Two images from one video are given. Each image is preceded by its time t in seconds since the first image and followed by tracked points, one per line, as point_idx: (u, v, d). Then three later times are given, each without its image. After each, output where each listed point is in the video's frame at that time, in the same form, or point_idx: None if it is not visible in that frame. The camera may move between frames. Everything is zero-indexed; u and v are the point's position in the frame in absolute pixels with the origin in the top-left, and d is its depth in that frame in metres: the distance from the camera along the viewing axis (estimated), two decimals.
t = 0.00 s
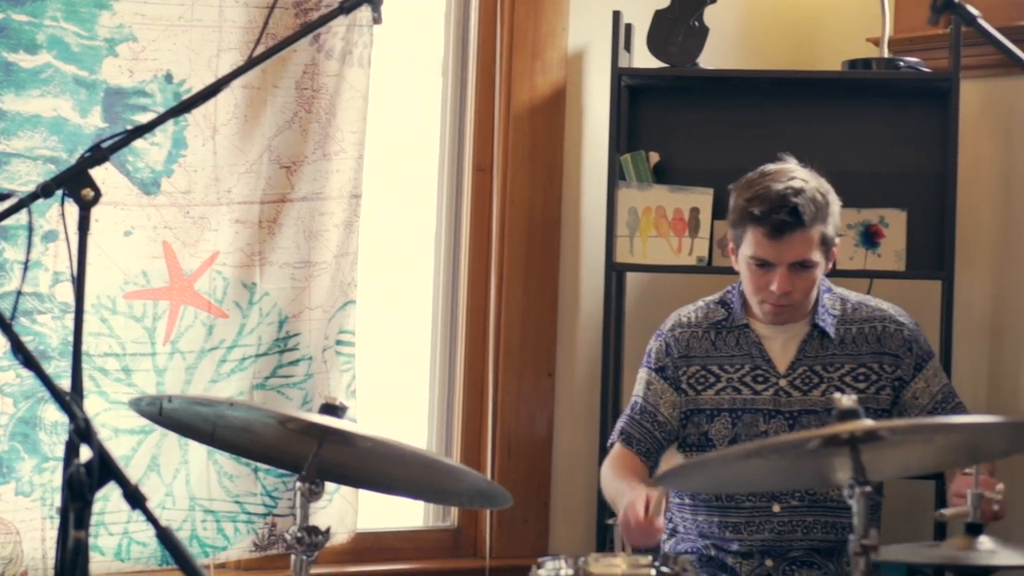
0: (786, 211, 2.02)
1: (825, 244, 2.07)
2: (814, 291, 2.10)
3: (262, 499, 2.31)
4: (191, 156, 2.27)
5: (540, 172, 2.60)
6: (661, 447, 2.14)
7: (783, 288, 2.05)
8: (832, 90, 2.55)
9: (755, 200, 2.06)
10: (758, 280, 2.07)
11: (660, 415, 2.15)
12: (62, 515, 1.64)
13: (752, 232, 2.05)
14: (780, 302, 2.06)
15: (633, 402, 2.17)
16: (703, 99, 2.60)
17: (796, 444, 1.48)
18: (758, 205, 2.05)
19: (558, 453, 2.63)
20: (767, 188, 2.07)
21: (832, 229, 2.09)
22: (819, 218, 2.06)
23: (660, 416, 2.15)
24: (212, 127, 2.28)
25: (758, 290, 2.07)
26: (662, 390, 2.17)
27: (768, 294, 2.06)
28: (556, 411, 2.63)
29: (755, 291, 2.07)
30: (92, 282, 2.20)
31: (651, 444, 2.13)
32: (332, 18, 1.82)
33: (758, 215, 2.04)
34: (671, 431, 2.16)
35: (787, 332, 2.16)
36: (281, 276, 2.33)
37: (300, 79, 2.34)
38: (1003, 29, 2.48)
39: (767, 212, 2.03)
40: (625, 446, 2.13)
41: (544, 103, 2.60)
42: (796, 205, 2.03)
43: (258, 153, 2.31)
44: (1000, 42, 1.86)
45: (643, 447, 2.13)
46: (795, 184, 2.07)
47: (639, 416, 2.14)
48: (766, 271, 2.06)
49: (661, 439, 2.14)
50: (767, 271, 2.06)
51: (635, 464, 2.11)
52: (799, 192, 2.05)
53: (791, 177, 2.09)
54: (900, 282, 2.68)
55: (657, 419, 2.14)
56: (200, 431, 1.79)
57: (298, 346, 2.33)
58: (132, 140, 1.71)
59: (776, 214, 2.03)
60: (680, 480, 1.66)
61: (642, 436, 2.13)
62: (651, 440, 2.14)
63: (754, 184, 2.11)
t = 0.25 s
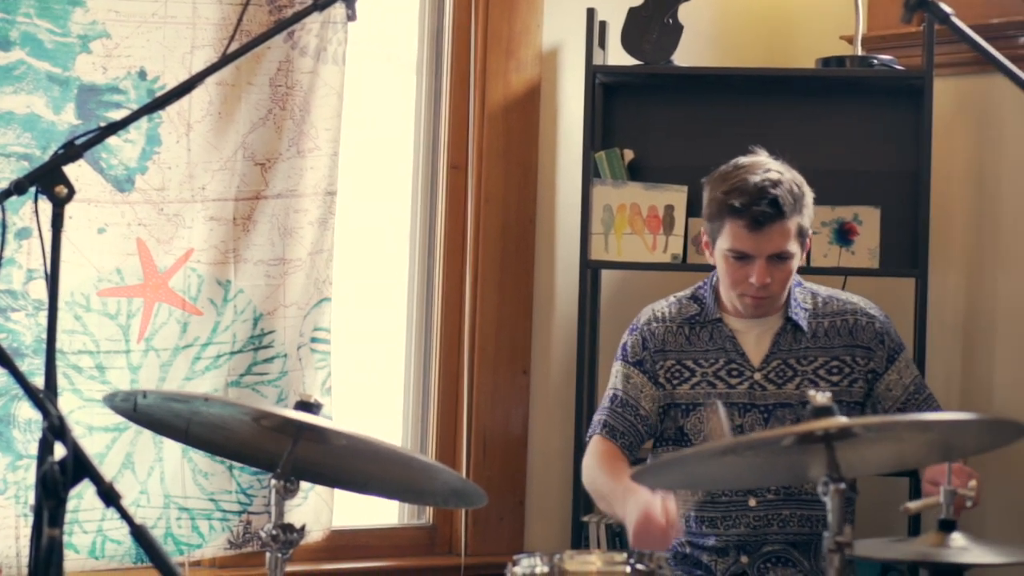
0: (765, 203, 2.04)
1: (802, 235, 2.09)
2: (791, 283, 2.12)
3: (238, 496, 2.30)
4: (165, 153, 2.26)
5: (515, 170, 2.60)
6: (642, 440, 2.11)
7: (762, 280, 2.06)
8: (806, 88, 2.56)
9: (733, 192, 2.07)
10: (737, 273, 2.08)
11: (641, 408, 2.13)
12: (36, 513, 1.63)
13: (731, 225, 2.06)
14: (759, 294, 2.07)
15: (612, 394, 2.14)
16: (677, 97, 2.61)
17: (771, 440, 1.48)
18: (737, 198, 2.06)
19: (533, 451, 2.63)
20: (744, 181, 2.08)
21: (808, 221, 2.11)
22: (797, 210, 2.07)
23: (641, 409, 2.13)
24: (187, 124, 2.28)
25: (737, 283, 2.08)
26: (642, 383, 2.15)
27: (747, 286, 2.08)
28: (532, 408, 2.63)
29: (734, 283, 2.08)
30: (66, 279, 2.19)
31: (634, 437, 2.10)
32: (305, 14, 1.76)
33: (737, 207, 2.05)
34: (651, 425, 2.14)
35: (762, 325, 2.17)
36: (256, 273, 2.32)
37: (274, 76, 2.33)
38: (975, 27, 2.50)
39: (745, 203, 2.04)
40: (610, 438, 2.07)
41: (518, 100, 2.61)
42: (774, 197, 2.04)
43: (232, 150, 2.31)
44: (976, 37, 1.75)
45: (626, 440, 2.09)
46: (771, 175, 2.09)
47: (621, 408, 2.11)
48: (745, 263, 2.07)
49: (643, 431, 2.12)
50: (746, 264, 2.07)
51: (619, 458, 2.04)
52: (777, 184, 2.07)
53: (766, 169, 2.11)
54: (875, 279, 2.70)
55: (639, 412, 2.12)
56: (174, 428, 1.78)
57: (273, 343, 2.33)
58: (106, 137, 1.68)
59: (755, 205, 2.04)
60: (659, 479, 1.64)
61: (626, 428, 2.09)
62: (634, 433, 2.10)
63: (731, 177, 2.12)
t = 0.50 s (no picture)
0: (753, 203, 2.04)
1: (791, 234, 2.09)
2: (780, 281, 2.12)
3: (225, 495, 2.30)
4: (153, 151, 2.26)
5: (503, 168, 2.61)
6: (611, 445, 2.17)
7: (749, 279, 2.07)
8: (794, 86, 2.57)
9: (722, 191, 2.07)
10: (725, 272, 2.09)
11: (611, 413, 2.18)
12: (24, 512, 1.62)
13: (719, 224, 2.06)
14: (747, 293, 2.08)
15: (586, 397, 2.20)
16: (666, 95, 2.62)
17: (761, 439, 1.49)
18: (725, 197, 2.06)
19: (521, 449, 2.63)
20: (733, 180, 2.08)
21: (797, 221, 2.11)
22: (786, 209, 2.08)
23: (610, 414, 2.18)
24: (174, 122, 2.27)
25: (725, 282, 2.09)
26: (616, 388, 2.19)
27: (735, 285, 2.08)
28: (520, 407, 2.64)
29: (722, 282, 2.09)
30: (54, 278, 2.18)
31: (599, 442, 2.17)
32: (293, 11, 1.73)
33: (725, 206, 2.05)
34: (621, 430, 2.18)
35: (753, 324, 2.18)
36: (244, 271, 2.32)
37: (263, 74, 2.33)
38: (963, 26, 2.51)
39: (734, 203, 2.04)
40: (576, 442, 2.16)
41: (506, 99, 2.61)
42: (763, 197, 2.04)
43: (220, 149, 2.31)
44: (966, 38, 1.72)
45: (591, 443, 2.17)
46: (761, 174, 2.09)
47: (589, 413, 2.18)
48: (733, 262, 2.08)
49: (610, 437, 2.17)
50: (734, 262, 2.08)
51: (588, 466, 2.14)
52: (765, 183, 2.06)
53: (756, 168, 2.11)
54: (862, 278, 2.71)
55: (606, 417, 2.18)
56: (162, 427, 1.78)
57: (261, 341, 2.33)
58: (93, 135, 1.67)
59: (743, 204, 2.04)
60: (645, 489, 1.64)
61: (591, 432, 2.17)
62: (600, 438, 2.17)
63: (720, 176, 2.12)
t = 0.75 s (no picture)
0: (731, 201, 2.04)
1: (771, 232, 2.09)
2: (761, 280, 2.12)
3: (211, 492, 2.30)
4: (139, 148, 2.25)
5: (490, 166, 2.61)
6: (588, 434, 2.23)
7: (728, 278, 2.07)
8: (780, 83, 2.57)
9: (702, 188, 2.08)
10: (704, 269, 2.09)
11: (589, 405, 2.23)
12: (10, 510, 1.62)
13: (698, 221, 2.07)
14: (724, 291, 2.08)
15: (569, 386, 2.25)
16: (652, 92, 2.63)
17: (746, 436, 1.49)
18: (704, 194, 2.07)
19: (507, 446, 2.64)
20: (713, 177, 2.09)
21: (778, 220, 2.11)
22: (765, 208, 2.08)
23: (588, 406, 2.22)
24: (160, 119, 2.27)
25: (704, 279, 2.10)
26: (597, 379, 2.23)
27: (714, 283, 2.09)
28: (506, 403, 2.64)
29: (702, 280, 2.10)
30: (40, 275, 2.18)
31: (576, 429, 2.23)
32: (280, 8, 1.73)
33: (704, 204, 2.06)
34: (597, 422, 2.23)
35: (739, 322, 2.19)
36: (230, 268, 2.32)
37: (249, 71, 2.33)
38: (948, 24, 2.53)
39: (712, 201, 2.05)
40: (555, 426, 2.23)
41: (492, 96, 2.62)
42: (741, 195, 2.05)
43: (206, 145, 2.30)
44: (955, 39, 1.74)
45: (570, 430, 2.23)
46: (741, 173, 2.09)
47: (569, 401, 2.23)
48: (712, 259, 2.08)
49: (586, 428, 2.23)
50: (712, 260, 2.08)
51: (568, 449, 2.19)
52: (745, 182, 2.07)
53: (737, 166, 2.11)
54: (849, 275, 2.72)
55: (584, 408, 2.22)
56: (148, 424, 1.77)
57: (247, 338, 2.32)
58: (79, 132, 1.67)
59: (720, 203, 2.05)
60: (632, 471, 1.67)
61: (570, 419, 2.23)
62: (576, 426, 2.23)
63: (702, 173, 2.13)
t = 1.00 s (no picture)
0: (708, 194, 2.05)
1: (749, 229, 2.10)
2: (739, 278, 2.13)
3: (196, 489, 2.29)
4: (123, 144, 2.25)
5: (475, 164, 2.61)
6: (583, 443, 2.25)
7: (704, 272, 2.07)
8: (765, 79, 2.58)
9: (680, 181, 2.09)
10: (681, 262, 2.10)
11: (578, 413, 2.24)
12: None
13: (675, 214, 2.08)
14: (702, 286, 2.09)
15: (560, 396, 2.28)
16: (637, 89, 2.63)
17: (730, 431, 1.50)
18: (681, 187, 2.08)
19: (493, 442, 2.64)
20: (692, 171, 2.10)
21: (757, 215, 2.12)
22: (742, 203, 2.09)
23: (578, 414, 2.24)
24: (144, 115, 2.26)
25: (681, 274, 2.10)
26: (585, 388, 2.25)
27: (690, 277, 2.09)
28: (491, 399, 2.64)
29: (679, 275, 2.11)
30: (23, 271, 2.17)
31: (570, 439, 2.25)
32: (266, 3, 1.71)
33: (680, 196, 2.07)
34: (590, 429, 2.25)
35: (722, 319, 2.19)
36: (214, 265, 2.32)
37: (233, 67, 2.33)
38: (933, 20, 2.54)
39: (688, 194, 2.06)
40: (549, 436, 2.26)
41: (477, 92, 2.62)
42: (717, 189, 2.06)
43: (190, 141, 2.30)
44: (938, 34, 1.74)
45: (564, 440, 2.25)
46: (720, 168, 2.10)
47: (560, 411, 2.26)
48: (689, 253, 2.09)
49: (578, 437, 2.25)
50: (690, 254, 2.09)
51: (564, 459, 2.23)
52: (722, 176, 2.08)
53: (717, 161, 2.12)
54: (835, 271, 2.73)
55: (573, 417, 2.24)
56: (133, 421, 1.77)
57: (231, 335, 2.32)
58: (63, 128, 1.67)
59: (697, 196, 2.06)
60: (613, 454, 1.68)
61: (563, 429, 2.25)
62: (569, 436, 2.25)
63: (682, 167, 2.14)
